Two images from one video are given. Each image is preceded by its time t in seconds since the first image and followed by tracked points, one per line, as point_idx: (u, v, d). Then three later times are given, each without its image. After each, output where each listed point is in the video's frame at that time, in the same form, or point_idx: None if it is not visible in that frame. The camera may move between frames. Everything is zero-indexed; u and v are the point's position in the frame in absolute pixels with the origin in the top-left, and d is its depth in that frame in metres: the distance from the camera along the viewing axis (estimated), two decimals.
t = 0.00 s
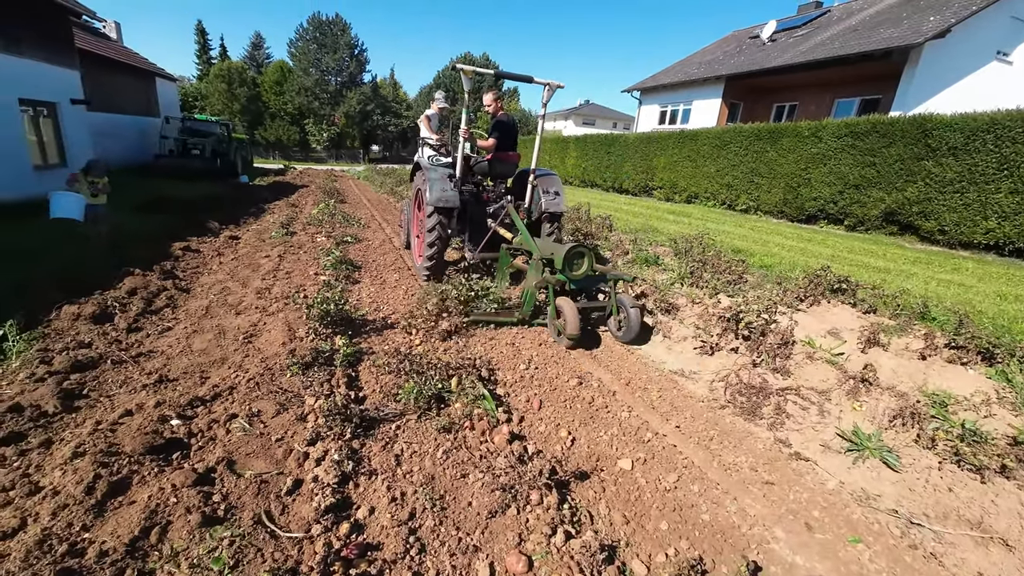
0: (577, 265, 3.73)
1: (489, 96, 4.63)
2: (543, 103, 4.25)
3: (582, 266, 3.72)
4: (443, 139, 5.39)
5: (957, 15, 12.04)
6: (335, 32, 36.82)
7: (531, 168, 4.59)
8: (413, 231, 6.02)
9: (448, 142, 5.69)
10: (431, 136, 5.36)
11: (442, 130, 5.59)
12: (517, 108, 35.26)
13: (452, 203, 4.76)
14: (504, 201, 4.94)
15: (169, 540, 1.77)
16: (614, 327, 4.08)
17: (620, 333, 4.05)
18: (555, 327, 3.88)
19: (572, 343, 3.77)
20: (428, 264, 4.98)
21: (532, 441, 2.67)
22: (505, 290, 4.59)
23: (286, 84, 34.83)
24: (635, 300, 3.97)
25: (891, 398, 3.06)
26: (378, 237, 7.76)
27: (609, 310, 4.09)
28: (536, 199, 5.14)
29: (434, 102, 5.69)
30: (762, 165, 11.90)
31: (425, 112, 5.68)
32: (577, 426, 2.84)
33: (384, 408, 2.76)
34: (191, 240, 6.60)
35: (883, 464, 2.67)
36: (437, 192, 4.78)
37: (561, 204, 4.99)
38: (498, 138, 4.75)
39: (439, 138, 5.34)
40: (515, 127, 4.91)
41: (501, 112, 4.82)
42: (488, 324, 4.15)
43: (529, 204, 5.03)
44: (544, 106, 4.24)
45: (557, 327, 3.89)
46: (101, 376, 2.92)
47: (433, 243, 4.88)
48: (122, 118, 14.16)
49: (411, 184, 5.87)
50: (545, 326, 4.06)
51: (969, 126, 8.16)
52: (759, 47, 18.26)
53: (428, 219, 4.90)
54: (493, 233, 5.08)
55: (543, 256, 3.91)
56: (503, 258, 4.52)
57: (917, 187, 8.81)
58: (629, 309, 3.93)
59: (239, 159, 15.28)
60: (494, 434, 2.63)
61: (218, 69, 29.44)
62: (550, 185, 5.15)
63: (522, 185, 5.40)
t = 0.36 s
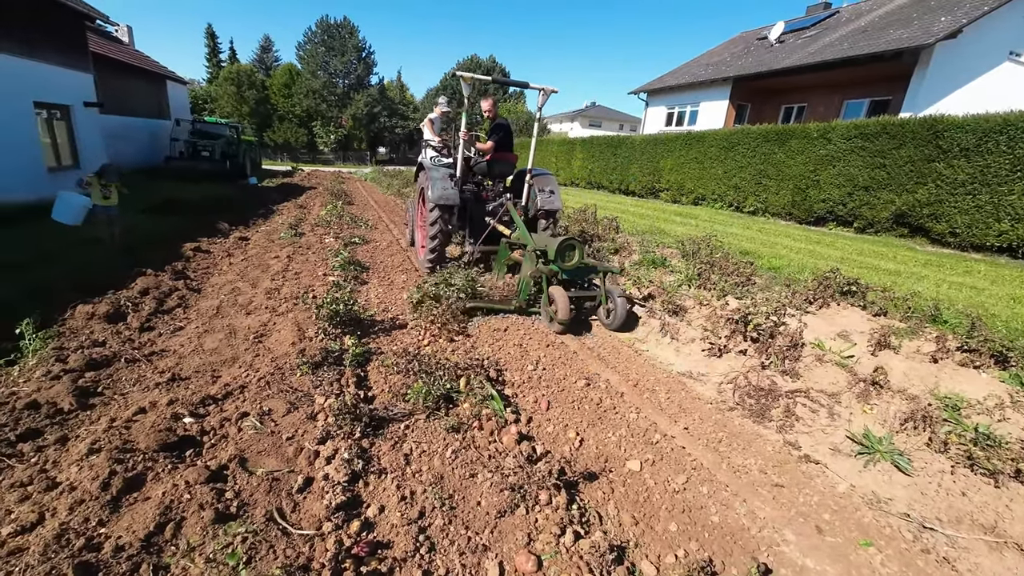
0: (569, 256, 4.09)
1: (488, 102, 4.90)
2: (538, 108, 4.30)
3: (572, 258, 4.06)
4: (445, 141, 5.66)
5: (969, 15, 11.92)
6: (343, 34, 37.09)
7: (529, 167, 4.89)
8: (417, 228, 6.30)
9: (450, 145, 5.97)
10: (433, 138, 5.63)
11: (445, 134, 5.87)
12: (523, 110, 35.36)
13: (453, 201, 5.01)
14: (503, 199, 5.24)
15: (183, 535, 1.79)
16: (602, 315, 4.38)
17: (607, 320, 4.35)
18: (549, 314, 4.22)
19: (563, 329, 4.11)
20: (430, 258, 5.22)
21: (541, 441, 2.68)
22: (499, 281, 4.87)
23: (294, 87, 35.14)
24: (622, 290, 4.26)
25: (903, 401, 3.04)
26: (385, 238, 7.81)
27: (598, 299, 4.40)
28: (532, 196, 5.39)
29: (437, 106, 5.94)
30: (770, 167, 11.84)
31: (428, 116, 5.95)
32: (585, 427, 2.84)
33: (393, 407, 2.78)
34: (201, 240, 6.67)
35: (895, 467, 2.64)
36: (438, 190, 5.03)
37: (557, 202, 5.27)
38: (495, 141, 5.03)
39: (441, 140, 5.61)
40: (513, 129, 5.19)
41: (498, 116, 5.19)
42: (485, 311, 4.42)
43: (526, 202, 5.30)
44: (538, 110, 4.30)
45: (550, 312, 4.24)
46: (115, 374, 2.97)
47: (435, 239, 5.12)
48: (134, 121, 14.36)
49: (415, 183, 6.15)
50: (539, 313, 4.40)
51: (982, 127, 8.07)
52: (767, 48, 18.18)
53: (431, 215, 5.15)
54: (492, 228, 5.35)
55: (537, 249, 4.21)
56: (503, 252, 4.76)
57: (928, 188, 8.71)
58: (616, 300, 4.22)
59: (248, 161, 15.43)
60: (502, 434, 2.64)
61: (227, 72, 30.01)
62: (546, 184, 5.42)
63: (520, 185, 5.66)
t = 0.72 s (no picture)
0: (555, 250, 4.40)
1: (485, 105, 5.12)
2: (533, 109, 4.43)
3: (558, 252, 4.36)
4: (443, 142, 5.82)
5: (981, 14, 11.77)
6: (351, 37, 37.37)
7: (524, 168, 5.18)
8: (418, 226, 6.53)
9: (449, 146, 6.10)
10: (432, 138, 5.78)
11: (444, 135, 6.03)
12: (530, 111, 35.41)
13: (452, 199, 5.21)
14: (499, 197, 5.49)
15: (188, 532, 1.82)
16: (590, 305, 4.60)
17: (593, 309, 4.57)
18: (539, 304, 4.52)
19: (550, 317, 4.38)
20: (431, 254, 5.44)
21: (544, 441, 2.69)
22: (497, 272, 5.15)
23: (303, 89, 35.46)
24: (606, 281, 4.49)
25: (911, 404, 3.00)
26: (392, 239, 7.86)
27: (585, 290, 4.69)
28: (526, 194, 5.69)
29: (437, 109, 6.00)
30: (778, 168, 11.77)
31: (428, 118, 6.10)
32: (589, 428, 2.84)
33: (397, 407, 2.79)
34: (210, 241, 6.75)
35: (902, 471, 2.62)
36: (438, 189, 5.24)
37: (550, 199, 5.58)
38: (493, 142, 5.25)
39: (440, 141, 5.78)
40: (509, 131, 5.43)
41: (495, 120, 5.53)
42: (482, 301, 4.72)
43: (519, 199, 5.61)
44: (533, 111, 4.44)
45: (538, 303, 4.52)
46: (124, 372, 3.01)
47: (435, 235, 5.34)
48: (145, 123, 14.57)
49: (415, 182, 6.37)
50: (530, 304, 4.73)
51: (993, 128, 7.97)
52: (775, 49, 18.05)
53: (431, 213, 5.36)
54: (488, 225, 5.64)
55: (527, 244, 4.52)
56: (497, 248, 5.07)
57: (938, 189, 8.62)
58: (601, 290, 4.44)
59: (257, 163, 15.60)
60: (505, 434, 2.65)
61: (237, 75, 30.34)
62: (540, 182, 5.68)
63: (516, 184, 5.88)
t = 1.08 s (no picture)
0: (546, 246, 4.59)
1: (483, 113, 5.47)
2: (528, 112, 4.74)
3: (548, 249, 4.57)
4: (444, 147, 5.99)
5: (993, 11, 11.57)
6: (358, 41, 37.62)
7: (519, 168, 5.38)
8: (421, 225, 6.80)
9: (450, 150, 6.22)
10: (433, 143, 5.95)
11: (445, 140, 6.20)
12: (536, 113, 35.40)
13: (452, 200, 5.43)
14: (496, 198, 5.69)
15: (194, 536, 1.84)
16: (580, 298, 4.93)
17: (583, 301, 4.90)
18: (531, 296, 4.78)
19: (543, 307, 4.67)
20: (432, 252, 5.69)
21: (548, 446, 2.68)
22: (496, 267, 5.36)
23: (311, 93, 35.74)
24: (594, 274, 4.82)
25: (924, 409, 2.94)
26: (397, 242, 7.90)
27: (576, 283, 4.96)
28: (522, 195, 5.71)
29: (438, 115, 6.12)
30: (786, 168, 11.66)
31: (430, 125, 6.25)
32: (593, 432, 2.83)
33: (401, 411, 2.80)
34: (219, 245, 6.82)
35: (913, 477, 2.58)
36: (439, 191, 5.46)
37: (546, 200, 5.61)
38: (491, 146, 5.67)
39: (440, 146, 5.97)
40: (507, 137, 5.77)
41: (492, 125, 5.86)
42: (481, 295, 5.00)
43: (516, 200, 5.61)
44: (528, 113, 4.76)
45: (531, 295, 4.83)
46: (133, 377, 3.05)
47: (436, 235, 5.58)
48: (156, 129, 14.78)
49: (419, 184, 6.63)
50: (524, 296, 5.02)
51: (1006, 126, 7.84)
52: (783, 48, 17.90)
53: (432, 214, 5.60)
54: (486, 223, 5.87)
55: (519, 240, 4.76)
56: (496, 244, 5.35)
57: (950, 189, 8.49)
58: (590, 283, 4.79)
59: (265, 167, 15.75)
60: (509, 438, 2.65)
61: (246, 79, 30.59)
62: (537, 183, 5.73)
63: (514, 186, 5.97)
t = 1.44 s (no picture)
0: (543, 244, 4.85)
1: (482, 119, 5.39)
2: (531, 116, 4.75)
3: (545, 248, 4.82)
4: (447, 152, 6.15)
5: (1007, 11, 11.40)
6: (366, 47, 37.90)
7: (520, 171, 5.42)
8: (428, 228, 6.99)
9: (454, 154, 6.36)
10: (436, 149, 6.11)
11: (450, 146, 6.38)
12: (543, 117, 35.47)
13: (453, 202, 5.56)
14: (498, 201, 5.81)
15: (201, 544, 1.82)
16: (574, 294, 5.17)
17: (577, 297, 5.13)
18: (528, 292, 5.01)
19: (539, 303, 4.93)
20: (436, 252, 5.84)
21: (558, 454, 2.65)
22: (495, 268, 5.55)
23: (319, 99, 36.06)
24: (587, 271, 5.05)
25: (943, 418, 2.87)
26: (405, 246, 7.92)
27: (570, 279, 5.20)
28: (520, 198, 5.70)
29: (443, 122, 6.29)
30: (795, 171, 11.56)
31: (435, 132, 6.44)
32: (603, 440, 2.79)
33: (409, 417, 2.78)
34: (228, 250, 6.87)
35: (932, 488, 2.51)
36: (441, 193, 5.60)
37: (546, 201, 5.62)
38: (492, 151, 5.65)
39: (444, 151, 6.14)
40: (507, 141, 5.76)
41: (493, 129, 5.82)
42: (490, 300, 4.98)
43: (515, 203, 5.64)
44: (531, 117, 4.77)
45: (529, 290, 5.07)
46: (143, 381, 3.06)
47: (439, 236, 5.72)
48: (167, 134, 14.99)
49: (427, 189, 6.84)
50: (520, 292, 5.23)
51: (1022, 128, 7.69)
52: (792, 51, 17.78)
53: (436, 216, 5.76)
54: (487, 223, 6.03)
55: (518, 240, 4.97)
56: (495, 244, 5.47)
57: (964, 192, 8.36)
58: (583, 279, 5.03)
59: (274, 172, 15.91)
60: (518, 446, 2.62)
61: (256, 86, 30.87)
62: (536, 185, 5.74)
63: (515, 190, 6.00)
